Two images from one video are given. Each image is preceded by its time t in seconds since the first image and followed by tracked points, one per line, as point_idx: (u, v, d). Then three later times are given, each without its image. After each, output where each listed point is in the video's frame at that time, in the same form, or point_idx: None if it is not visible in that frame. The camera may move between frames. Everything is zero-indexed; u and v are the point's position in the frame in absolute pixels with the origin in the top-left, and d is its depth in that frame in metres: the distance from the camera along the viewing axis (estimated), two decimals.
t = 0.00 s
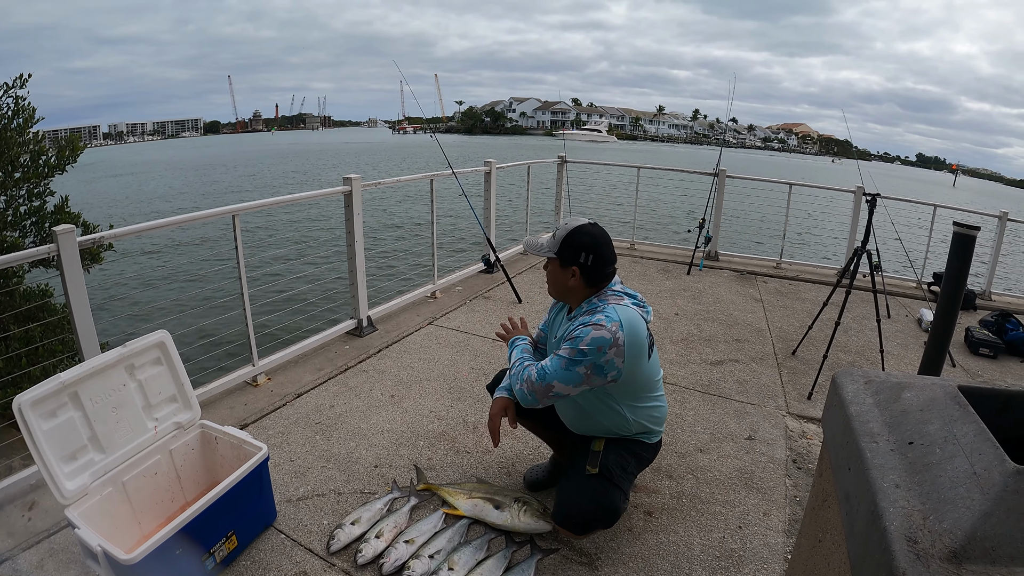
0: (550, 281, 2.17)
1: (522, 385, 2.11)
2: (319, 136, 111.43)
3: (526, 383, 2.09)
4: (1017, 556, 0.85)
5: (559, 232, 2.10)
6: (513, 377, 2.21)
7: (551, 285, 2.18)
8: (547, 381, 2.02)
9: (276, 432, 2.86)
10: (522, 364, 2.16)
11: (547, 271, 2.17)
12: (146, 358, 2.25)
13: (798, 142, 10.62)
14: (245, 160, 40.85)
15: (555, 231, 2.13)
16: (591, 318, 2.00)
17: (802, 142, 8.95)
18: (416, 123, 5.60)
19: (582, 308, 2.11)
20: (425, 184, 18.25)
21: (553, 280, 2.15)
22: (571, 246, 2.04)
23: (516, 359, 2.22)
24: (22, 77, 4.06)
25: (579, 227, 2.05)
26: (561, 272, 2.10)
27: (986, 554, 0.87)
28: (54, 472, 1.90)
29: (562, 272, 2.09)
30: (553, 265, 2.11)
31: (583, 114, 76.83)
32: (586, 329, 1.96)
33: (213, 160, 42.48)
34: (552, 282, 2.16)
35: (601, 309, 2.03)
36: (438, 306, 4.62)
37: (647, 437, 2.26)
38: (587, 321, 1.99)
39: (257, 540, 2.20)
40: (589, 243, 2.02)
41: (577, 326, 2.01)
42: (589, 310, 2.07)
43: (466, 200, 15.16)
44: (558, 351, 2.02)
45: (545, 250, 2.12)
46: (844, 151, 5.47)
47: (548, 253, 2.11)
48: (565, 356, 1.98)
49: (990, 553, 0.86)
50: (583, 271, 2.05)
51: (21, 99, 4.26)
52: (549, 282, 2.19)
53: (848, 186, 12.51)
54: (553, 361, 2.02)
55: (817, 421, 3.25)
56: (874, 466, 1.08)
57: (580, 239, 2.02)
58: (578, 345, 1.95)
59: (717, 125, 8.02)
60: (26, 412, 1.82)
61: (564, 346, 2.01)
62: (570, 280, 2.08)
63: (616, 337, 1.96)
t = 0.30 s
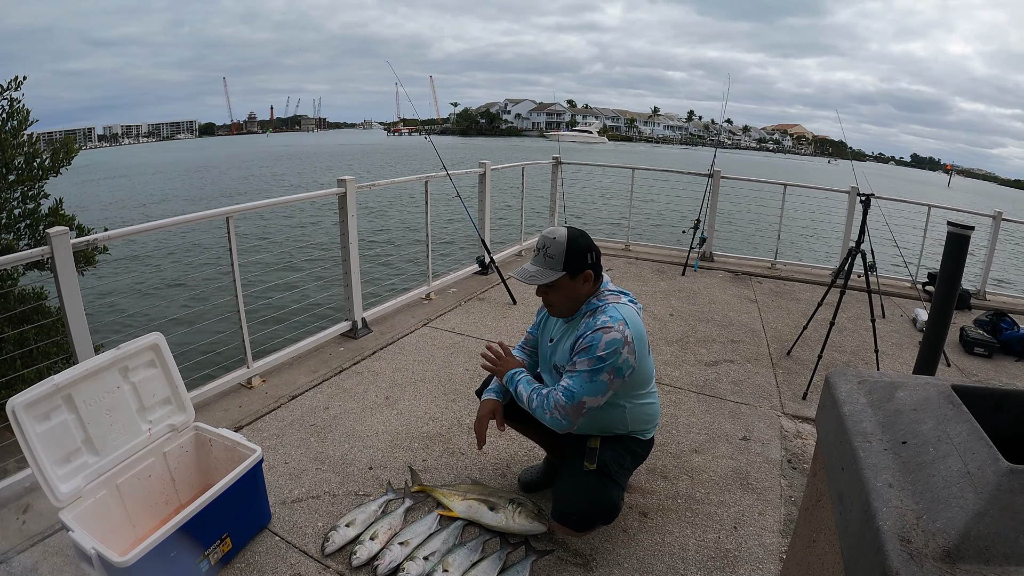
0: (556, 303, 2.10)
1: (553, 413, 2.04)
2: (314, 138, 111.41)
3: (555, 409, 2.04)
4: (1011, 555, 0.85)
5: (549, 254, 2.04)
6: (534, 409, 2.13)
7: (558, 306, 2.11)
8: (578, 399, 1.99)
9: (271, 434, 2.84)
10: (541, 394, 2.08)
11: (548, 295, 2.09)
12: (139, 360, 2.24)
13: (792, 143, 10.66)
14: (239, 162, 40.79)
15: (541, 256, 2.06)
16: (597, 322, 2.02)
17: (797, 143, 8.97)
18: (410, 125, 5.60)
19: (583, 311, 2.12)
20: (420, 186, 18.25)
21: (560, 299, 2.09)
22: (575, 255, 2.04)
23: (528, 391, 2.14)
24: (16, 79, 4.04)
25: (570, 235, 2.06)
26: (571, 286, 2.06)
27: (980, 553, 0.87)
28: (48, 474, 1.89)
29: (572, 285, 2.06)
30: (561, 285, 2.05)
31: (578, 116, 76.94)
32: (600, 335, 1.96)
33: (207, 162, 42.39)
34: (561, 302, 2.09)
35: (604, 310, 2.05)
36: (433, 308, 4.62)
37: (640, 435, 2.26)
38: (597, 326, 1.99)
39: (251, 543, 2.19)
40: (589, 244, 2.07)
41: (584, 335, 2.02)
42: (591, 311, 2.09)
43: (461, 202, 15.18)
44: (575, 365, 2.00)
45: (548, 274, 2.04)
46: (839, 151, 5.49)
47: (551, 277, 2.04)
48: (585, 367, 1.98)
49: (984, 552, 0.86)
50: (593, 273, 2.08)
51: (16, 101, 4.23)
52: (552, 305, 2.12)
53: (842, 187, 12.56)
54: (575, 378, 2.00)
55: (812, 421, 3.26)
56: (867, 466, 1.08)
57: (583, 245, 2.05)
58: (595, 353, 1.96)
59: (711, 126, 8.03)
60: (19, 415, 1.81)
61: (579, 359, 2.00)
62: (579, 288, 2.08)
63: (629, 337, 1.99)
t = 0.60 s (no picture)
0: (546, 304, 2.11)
1: (646, 421, 1.98)
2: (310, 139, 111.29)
3: (646, 415, 1.98)
4: (1006, 552, 0.86)
5: (545, 257, 2.05)
6: (619, 435, 1.99)
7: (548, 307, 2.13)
8: (653, 393, 2.00)
9: (266, 436, 2.84)
10: (625, 418, 1.94)
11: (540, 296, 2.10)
12: (134, 362, 2.23)
13: (788, 144, 10.68)
14: (234, 163, 40.67)
15: (537, 257, 2.06)
16: (607, 322, 2.04)
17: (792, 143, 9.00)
18: (406, 126, 5.59)
19: (579, 311, 2.14)
20: (416, 188, 18.25)
21: (551, 302, 2.10)
22: (573, 259, 2.05)
23: (606, 425, 1.96)
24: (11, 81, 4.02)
25: (567, 240, 2.06)
26: (565, 290, 2.07)
27: (977, 552, 0.87)
28: (43, 476, 1.88)
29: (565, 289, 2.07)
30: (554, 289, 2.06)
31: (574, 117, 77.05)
32: (621, 334, 1.99)
33: (202, 164, 42.29)
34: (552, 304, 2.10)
35: (603, 308, 2.09)
36: (428, 309, 4.61)
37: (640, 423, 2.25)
38: (609, 325, 2.02)
39: (246, 545, 2.18)
40: (585, 250, 2.06)
41: (605, 341, 2.01)
42: (589, 311, 2.11)
43: (457, 204, 15.18)
44: (627, 371, 1.98)
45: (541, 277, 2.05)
46: (834, 152, 5.51)
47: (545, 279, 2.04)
48: (635, 367, 1.98)
49: (980, 550, 0.87)
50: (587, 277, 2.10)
51: (11, 103, 4.22)
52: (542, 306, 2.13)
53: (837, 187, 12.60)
54: (637, 382, 1.98)
55: (808, 421, 3.26)
56: (862, 465, 1.09)
57: (579, 251, 2.04)
58: (632, 350, 1.98)
59: (707, 127, 8.05)
60: (14, 417, 1.80)
61: (623, 364, 1.99)
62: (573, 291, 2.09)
63: (638, 327, 2.07)
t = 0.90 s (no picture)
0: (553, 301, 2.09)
1: (636, 413, 2.05)
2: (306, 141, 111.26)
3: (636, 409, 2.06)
4: (1003, 551, 0.86)
5: (553, 252, 2.04)
6: (611, 421, 2.04)
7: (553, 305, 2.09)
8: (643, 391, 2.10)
9: (262, 437, 2.82)
10: (620, 404, 2.02)
11: (546, 294, 2.06)
12: (130, 364, 2.21)
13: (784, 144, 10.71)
14: (230, 165, 40.62)
15: (545, 253, 2.05)
16: (614, 317, 2.09)
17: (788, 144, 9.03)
18: (403, 128, 5.58)
19: (584, 308, 2.15)
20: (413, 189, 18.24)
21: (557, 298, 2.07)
22: (579, 253, 2.08)
23: (603, 406, 2.01)
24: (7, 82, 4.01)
25: (569, 235, 2.08)
26: (571, 286, 2.07)
27: (973, 550, 0.87)
28: (39, 478, 1.87)
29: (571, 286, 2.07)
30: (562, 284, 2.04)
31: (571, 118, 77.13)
32: (629, 328, 2.06)
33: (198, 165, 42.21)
34: (559, 300, 2.08)
35: (608, 303, 2.13)
36: (425, 311, 4.60)
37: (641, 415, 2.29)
38: (619, 319, 2.07)
39: (243, 547, 2.17)
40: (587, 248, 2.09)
41: (614, 333, 2.06)
42: (594, 307, 2.13)
43: (454, 205, 15.17)
44: (627, 363, 2.05)
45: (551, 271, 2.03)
46: (830, 153, 5.52)
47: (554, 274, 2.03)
48: (634, 361, 2.06)
49: (977, 549, 0.87)
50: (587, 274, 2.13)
51: (7, 104, 4.20)
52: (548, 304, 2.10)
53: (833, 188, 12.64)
54: (633, 375, 2.06)
55: (805, 421, 3.27)
56: (859, 464, 1.08)
57: (584, 248, 2.07)
58: (635, 344, 2.06)
59: (703, 128, 8.07)
60: (10, 419, 1.78)
61: (625, 357, 2.06)
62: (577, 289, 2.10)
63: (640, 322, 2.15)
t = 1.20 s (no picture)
0: (559, 289, 2.09)
1: (630, 414, 2.03)
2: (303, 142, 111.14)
3: (631, 409, 2.03)
4: (1001, 550, 0.86)
5: (557, 237, 2.06)
6: (604, 428, 2.05)
7: (558, 293, 2.10)
8: (642, 386, 2.05)
9: (260, 439, 2.81)
10: (608, 411, 2.02)
11: (551, 279, 2.08)
12: (127, 366, 2.20)
13: (781, 145, 10.73)
14: (226, 166, 40.58)
15: (548, 238, 2.06)
16: (607, 314, 2.09)
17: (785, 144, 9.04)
18: (400, 129, 5.58)
19: (578, 305, 2.16)
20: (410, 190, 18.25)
21: (563, 285, 2.09)
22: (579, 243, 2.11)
23: (591, 419, 2.04)
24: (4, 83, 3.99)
25: (570, 225, 2.11)
26: (574, 271, 2.11)
27: (970, 549, 0.87)
28: (36, 480, 1.86)
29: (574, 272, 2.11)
30: (567, 267, 2.08)
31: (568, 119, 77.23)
32: (622, 324, 2.05)
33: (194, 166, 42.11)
34: (566, 287, 2.09)
35: (601, 300, 2.13)
36: (421, 312, 4.59)
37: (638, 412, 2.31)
38: (611, 316, 2.07)
39: (241, 549, 2.16)
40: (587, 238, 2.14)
41: (607, 330, 2.06)
42: (587, 304, 2.14)
43: (451, 206, 15.18)
44: (622, 359, 2.03)
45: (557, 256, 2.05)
46: (827, 153, 5.53)
47: (560, 258, 2.05)
48: (630, 357, 2.03)
49: (975, 548, 0.87)
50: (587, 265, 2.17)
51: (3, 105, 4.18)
52: (553, 291, 2.10)
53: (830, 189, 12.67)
54: (629, 372, 2.03)
55: (802, 421, 3.27)
56: (857, 464, 1.08)
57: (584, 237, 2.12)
58: (630, 339, 2.04)
59: (700, 129, 8.08)
60: (6, 420, 1.77)
61: (621, 353, 2.04)
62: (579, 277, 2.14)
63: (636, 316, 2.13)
